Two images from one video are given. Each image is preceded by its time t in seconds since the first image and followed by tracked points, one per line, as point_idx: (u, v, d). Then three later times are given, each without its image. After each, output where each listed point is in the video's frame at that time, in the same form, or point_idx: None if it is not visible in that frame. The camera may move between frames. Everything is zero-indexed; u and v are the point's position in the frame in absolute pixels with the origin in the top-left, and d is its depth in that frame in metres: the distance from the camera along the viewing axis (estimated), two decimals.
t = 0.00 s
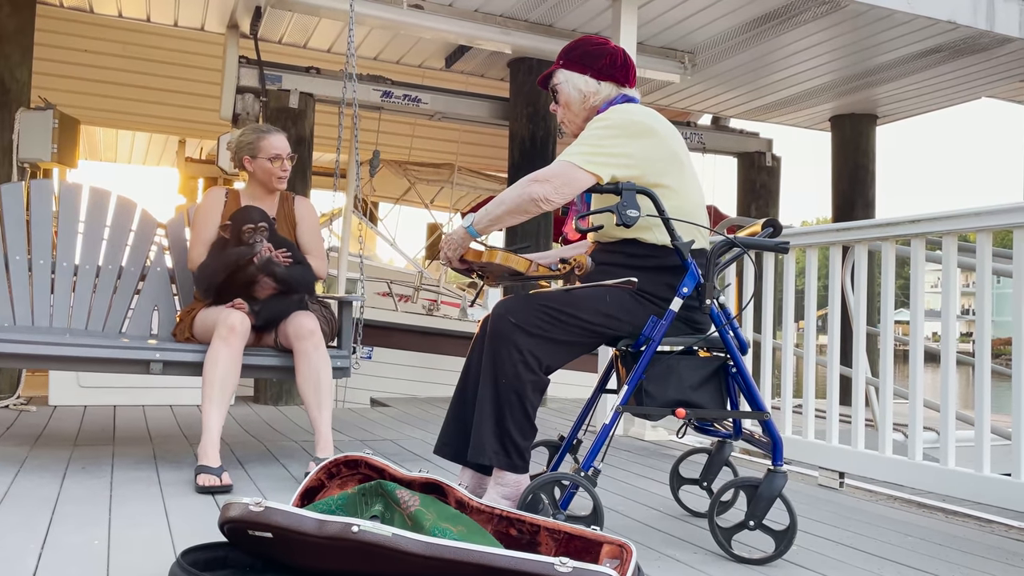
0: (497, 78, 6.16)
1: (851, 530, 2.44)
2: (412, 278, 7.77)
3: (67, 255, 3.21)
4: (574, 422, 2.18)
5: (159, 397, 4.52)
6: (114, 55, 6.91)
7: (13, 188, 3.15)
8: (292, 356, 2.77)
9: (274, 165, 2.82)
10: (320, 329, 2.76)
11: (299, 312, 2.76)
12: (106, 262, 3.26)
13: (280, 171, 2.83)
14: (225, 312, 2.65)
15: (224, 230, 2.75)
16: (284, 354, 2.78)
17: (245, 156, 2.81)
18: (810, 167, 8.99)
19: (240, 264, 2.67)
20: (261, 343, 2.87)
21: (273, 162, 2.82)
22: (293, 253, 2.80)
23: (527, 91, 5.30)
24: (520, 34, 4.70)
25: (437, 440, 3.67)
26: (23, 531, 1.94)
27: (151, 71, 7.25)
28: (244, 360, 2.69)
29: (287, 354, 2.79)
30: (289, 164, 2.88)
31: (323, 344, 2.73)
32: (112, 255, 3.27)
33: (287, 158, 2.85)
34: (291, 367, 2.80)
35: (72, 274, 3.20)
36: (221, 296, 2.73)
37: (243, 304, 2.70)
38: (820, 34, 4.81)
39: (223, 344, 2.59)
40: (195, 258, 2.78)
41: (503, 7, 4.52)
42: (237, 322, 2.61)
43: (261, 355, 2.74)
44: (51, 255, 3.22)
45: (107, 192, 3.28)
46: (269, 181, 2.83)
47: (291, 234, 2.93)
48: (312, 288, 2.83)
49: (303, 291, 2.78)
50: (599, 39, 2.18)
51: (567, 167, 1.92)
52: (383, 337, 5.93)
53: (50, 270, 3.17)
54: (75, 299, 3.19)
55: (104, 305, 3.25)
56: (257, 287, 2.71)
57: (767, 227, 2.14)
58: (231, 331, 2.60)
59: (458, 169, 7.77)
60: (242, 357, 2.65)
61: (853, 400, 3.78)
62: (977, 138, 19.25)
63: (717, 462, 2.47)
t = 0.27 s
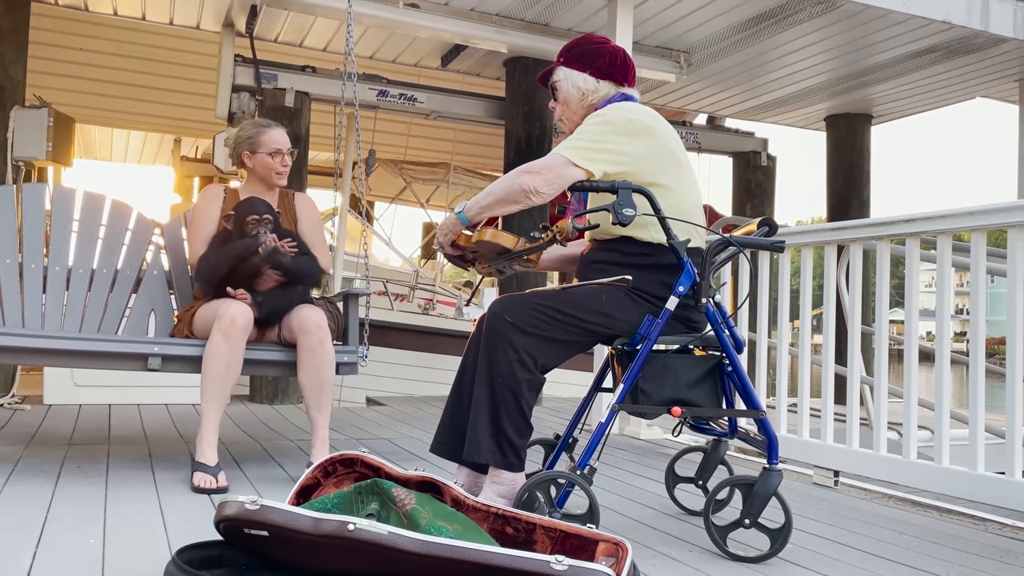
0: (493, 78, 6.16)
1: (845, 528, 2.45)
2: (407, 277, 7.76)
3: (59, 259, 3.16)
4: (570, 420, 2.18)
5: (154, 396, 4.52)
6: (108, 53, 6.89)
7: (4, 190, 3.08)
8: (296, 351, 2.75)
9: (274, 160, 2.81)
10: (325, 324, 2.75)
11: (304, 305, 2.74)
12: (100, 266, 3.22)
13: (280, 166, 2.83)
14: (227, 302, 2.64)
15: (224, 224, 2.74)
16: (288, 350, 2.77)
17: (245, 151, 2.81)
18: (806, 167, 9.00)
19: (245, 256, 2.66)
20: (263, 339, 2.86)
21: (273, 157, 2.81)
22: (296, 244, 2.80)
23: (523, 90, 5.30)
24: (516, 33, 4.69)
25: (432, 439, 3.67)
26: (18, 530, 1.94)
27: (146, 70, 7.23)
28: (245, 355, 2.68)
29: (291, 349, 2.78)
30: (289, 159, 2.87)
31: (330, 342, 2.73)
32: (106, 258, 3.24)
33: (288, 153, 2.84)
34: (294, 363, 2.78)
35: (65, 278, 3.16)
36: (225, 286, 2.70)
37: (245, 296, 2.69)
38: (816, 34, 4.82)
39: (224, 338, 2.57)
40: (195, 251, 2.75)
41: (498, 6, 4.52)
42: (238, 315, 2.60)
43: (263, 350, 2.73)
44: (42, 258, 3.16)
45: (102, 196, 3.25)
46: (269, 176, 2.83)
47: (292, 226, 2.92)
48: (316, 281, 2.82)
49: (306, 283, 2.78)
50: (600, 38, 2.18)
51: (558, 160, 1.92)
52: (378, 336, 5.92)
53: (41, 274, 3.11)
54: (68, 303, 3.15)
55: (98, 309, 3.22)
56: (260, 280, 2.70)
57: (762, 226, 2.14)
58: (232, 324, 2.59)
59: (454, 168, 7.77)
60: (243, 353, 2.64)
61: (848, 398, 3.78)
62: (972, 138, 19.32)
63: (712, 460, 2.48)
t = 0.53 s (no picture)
0: (490, 76, 6.16)
1: (841, 525, 2.46)
2: (404, 275, 7.76)
3: (52, 259, 3.09)
4: (567, 418, 2.19)
5: (150, 394, 4.51)
6: (104, 51, 6.88)
7: None
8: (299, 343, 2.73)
9: (282, 155, 2.82)
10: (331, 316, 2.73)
11: (307, 296, 2.73)
12: (94, 265, 3.18)
13: (288, 162, 2.83)
14: (227, 293, 2.60)
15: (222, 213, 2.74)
16: (291, 341, 2.74)
17: (250, 145, 2.79)
18: (802, 166, 9.01)
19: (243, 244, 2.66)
20: (266, 331, 2.82)
21: (282, 153, 2.81)
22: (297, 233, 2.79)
23: (520, 88, 5.30)
24: (513, 31, 4.69)
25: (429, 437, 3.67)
26: (14, 528, 1.94)
27: (142, 68, 7.21)
28: (248, 348, 2.65)
29: (294, 341, 2.75)
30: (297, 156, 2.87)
31: (335, 334, 2.72)
32: (100, 257, 3.20)
33: (295, 149, 2.84)
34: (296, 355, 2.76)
35: (58, 278, 3.09)
36: (225, 277, 2.70)
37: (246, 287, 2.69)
38: (812, 33, 4.82)
39: (226, 330, 2.55)
40: (195, 242, 2.76)
41: (495, 4, 4.52)
42: (240, 306, 2.56)
43: (268, 342, 2.69)
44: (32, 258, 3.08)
45: (95, 197, 3.24)
46: (276, 172, 2.83)
47: (293, 217, 2.94)
48: (317, 269, 2.81)
49: (306, 271, 2.77)
50: (602, 37, 2.19)
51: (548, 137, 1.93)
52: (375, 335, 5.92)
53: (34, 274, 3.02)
54: (62, 302, 3.09)
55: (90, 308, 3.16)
56: (260, 269, 2.70)
57: (759, 224, 2.14)
58: (233, 316, 2.56)
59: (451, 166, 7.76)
60: (245, 345, 2.62)
61: (844, 397, 3.79)
62: (968, 137, 19.37)
63: (709, 458, 2.48)
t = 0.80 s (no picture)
0: (488, 74, 6.16)
1: (839, 523, 2.46)
2: (403, 274, 7.76)
3: (45, 258, 3.09)
4: (565, 416, 2.19)
5: (149, 393, 4.51)
6: (102, 49, 6.87)
7: None
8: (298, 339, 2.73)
9: (284, 151, 2.82)
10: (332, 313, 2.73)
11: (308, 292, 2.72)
12: (89, 264, 3.17)
13: (289, 158, 2.83)
14: (224, 290, 2.60)
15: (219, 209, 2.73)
16: (290, 337, 2.73)
17: (253, 140, 2.79)
18: (801, 164, 9.01)
19: (239, 237, 2.64)
20: (264, 327, 2.82)
21: (284, 148, 2.81)
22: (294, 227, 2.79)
23: (518, 87, 5.30)
24: (512, 30, 4.69)
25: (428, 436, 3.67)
26: (12, 528, 1.94)
27: (141, 67, 7.20)
28: (249, 343, 2.64)
29: (292, 337, 2.74)
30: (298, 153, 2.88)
31: (336, 333, 2.72)
32: (95, 256, 3.19)
33: (297, 146, 2.85)
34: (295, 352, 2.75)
35: (51, 277, 3.09)
36: (221, 275, 2.69)
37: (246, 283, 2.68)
38: (811, 31, 4.83)
39: (225, 327, 2.55)
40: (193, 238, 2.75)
41: (494, 3, 4.52)
42: (237, 304, 2.56)
43: (267, 338, 2.69)
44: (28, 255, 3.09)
45: (90, 196, 3.19)
46: (276, 168, 2.83)
47: (292, 212, 2.93)
48: (314, 262, 2.81)
49: (305, 265, 2.76)
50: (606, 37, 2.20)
51: (550, 106, 1.94)
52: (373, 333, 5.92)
53: (26, 273, 3.03)
54: (55, 301, 3.08)
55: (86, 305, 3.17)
56: (256, 264, 2.70)
57: (757, 222, 2.15)
58: (231, 314, 2.55)
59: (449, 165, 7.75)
60: (245, 342, 2.63)
61: (842, 395, 3.79)
62: (966, 135, 19.39)
63: (707, 456, 2.49)
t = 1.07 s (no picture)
0: (487, 74, 6.16)
1: (839, 521, 2.47)
2: (402, 273, 7.76)
3: (44, 258, 3.07)
4: (564, 416, 2.19)
5: (148, 393, 4.51)
6: (100, 49, 6.87)
7: None
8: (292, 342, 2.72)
9: (273, 145, 2.81)
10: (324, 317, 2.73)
11: (299, 295, 2.73)
12: (86, 264, 3.18)
13: (280, 151, 2.82)
14: (217, 293, 2.60)
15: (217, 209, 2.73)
16: (284, 340, 2.73)
17: (244, 137, 2.79)
18: (800, 163, 9.01)
19: (241, 240, 2.65)
20: (257, 330, 2.83)
21: (273, 143, 2.81)
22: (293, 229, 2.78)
23: (516, 86, 5.30)
24: (510, 29, 4.69)
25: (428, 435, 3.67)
26: (12, 528, 1.94)
27: (139, 66, 7.20)
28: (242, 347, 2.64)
29: (286, 340, 2.74)
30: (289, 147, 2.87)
31: (328, 335, 2.72)
32: (93, 256, 3.19)
33: (287, 139, 2.84)
34: (289, 356, 2.76)
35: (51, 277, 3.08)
36: (217, 277, 2.69)
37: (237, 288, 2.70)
38: (809, 29, 4.83)
39: (218, 329, 2.55)
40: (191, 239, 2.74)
41: (492, 2, 4.52)
42: (230, 306, 2.57)
43: (260, 340, 2.69)
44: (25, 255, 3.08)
45: (88, 196, 3.18)
46: (268, 162, 2.82)
47: (289, 215, 2.91)
48: (314, 266, 2.80)
49: (304, 268, 2.76)
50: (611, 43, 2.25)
51: (581, 100, 2.01)
52: (373, 333, 5.92)
53: (26, 273, 3.03)
54: (54, 300, 3.10)
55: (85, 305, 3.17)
56: (255, 266, 2.71)
57: (756, 221, 2.15)
58: (224, 318, 2.56)
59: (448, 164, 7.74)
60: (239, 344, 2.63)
61: (841, 393, 3.80)
62: (965, 134, 19.39)
63: (706, 455, 2.49)
